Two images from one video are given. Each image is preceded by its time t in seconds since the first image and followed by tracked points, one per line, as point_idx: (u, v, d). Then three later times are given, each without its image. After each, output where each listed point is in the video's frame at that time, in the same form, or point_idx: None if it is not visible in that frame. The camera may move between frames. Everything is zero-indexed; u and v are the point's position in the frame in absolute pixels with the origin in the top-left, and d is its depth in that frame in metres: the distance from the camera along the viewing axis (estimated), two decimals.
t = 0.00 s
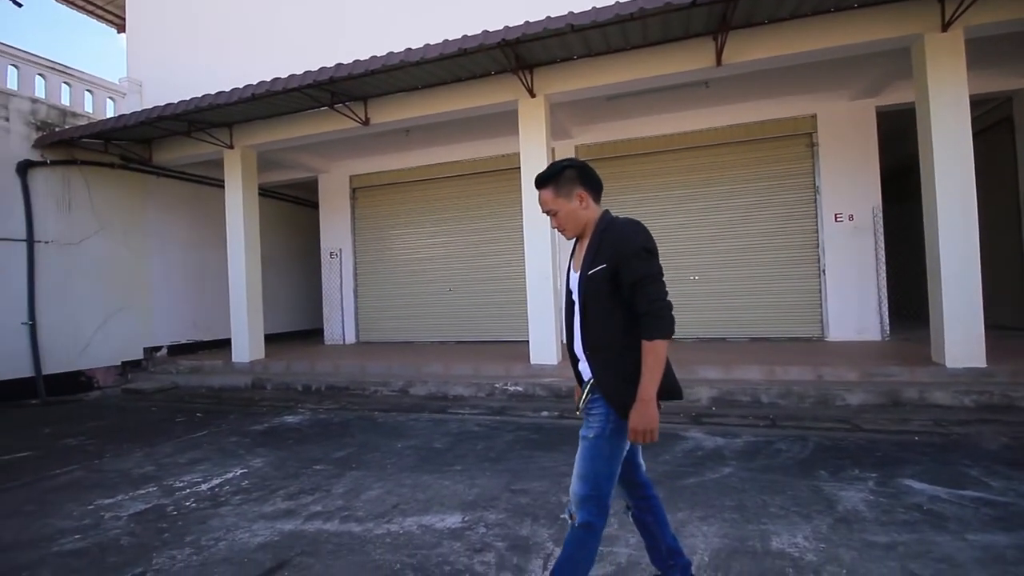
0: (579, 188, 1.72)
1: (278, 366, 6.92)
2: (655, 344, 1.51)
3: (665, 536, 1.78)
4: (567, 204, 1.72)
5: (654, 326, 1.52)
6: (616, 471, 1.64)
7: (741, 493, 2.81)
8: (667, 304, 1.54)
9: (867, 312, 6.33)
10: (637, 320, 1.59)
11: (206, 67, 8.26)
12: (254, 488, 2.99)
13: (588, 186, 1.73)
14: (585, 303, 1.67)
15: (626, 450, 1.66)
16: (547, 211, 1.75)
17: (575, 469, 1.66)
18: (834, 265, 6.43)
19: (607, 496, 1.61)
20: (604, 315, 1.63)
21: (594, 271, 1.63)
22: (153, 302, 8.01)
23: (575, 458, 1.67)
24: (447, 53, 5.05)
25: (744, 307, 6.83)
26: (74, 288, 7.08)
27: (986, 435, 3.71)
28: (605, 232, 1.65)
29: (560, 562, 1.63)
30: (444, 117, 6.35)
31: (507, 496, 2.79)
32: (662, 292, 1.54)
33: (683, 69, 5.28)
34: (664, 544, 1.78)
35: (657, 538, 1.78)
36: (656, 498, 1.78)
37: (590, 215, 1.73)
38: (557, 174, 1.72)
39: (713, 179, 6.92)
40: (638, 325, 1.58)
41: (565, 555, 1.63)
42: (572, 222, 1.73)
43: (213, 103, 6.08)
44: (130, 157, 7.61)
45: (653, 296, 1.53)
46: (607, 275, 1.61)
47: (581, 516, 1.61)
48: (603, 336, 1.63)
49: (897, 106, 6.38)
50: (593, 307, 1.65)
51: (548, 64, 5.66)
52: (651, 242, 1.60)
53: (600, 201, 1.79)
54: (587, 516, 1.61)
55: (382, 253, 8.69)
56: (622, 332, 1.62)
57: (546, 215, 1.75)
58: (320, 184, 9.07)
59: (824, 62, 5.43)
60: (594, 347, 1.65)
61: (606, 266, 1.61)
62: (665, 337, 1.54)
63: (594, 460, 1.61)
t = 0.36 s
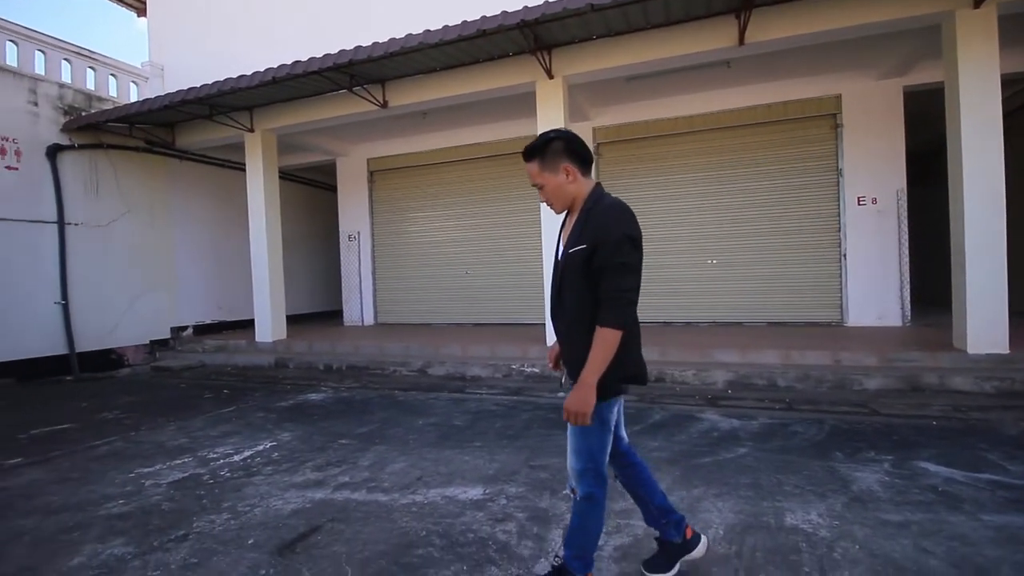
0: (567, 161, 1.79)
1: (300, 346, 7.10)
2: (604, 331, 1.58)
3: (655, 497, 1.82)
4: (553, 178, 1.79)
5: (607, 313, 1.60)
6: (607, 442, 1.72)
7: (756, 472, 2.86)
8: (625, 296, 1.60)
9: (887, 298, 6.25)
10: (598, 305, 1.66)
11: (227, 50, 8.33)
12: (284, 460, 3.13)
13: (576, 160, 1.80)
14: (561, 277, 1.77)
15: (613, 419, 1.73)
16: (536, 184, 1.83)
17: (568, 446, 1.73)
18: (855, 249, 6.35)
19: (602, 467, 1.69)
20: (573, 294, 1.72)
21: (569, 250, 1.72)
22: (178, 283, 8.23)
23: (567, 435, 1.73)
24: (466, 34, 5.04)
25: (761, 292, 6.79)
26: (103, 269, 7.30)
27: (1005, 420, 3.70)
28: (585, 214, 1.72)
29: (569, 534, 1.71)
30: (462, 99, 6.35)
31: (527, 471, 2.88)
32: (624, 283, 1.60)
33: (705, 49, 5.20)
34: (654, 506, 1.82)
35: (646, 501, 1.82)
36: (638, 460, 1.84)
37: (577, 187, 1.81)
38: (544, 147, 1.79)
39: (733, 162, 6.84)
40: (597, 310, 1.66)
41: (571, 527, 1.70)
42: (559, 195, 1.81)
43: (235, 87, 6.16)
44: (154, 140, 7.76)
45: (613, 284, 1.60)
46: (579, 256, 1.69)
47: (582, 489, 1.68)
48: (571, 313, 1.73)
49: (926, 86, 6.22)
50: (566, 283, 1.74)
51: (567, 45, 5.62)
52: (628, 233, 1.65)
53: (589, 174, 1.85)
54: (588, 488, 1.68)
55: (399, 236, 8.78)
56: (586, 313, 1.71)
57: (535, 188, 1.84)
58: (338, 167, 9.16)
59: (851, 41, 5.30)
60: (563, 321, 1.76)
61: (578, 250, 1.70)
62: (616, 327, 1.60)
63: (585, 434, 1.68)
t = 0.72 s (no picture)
0: (568, 159, 1.85)
1: (320, 338, 7.25)
2: (576, 326, 1.64)
3: (624, 482, 1.94)
4: (554, 177, 1.87)
5: (583, 310, 1.66)
6: (612, 436, 1.79)
7: (772, 474, 2.88)
8: (603, 295, 1.64)
9: (910, 305, 6.17)
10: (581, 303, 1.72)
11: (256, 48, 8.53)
12: (309, 448, 3.24)
13: (578, 159, 1.87)
14: (557, 272, 1.86)
15: (616, 412, 1.81)
16: (540, 182, 1.91)
17: (576, 443, 1.79)
18: (878, 255, 6.28)
19: (610, 460, 1.76)
20: (565, 291, 1.81)
21: (564, 248, 1.81)
22: (204, 274, 8.45)
23: (573, 433, 1.80)
24: (491, 35, 5.10)
25: (781, 296, 6.75)
26: (133, 259, 7.54)
27: None
28: (584, 215, 1.79)
29: (585, 526, 1.77)
30: (485, 98, 6.41)
31: (544, 466, 2.95)
32: (604, 283, 1.65)
33: (729, 50, 5.18)
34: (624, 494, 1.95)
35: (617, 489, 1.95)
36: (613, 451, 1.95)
37: (578, 186, 1.88)
38: (547, 146, 1.86)
39: (755, 165, 6.81)
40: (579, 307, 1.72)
41: (586, 520, 1.76)
42: (562, 194, 1.88)
43: (264, 84, 6.32)
44: (184, 135, 7.97)
45: (593, 283, 1.66)
46: (571, 255, 1.78)
47: (592, 483, 1.75)
48: (561, 309, 1.82)
49: (956, 90, 6.11)
50: (561, 281, 1.83)
51: (590, 45, 5.65)
52: (617, 236, 1.69)
53: (592, 172, 1.92)
54: (598, 482, 1.75)
55: (419, 232, 8.90)
56: (574, 310, 1.78)
57: (538, 186, 1.91)
58: (360, 163, 9.30)
59: (879, 43, 5.24)
60: (555, 315, 1.84)
61: (572, 249, 1.77)
62: (590, 325, 1.65)
63: (592, 430, 1.75)
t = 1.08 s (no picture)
0: (565, 168, 1.97)
1: (329, 338, 7.34)
2: (577, 332, 1.70)
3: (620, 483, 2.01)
4: (553, 185, 1.98)
5: (583, 316, 1.72)
6: (612, 437, 1.85)
7: (775, 479, 2.94)
8: (601, 301, 1.70)
9: (916, 316, 6.20)
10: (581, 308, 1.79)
11: (272, 51, 8.68)
12: (321, 444, 3.32)
13: (574, 168, 1.98)
14: (558, 278, 1.94)
15: (616, 413, 1.86)
16: (538, 190, 2.03)
17: (578, 445, 1.85)
18: (884, 266, 6.31)
19: (612, 460, 1.81)
20: (566, 297, 1.88)
21: (565, 255, 1.88)
22: (215, 273, 8.56)
23: (575, 435, 1.86)
24: (506, 43, 5.20)
25: (786, 305, 6.80)
26: (147, 256, 7.66)
27: None
28: (581, 223, 1.87)
29: (591, 524, 1.82)
30: (497, 103, 6.50)
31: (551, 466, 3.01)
32: (601, 289, 1.71)
33: (741, 61, 5.25)
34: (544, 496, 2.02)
35: (542, 489, 2.03)
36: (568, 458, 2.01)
37: (575, 193, 1.98)
38: (545, 156, 1.98)
39: (762, 174, 6.87)
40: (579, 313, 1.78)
41: (591, 517, 1.82)
42: (560, 201, 1.99)
43: (280, 87, 6.44)
44: (200, 135, 8.12)
45: (591, 289, 1.72)
46: (571, 261, 1.84)
47: (596, 483, 1.80)
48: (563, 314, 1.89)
49: (964, 103, 6.16)
50: (563, 287, 1.91)
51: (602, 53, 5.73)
52: (612, 242, 1.76)
53: (588, 180, 2.02)
54: (602, 482, 1.80)
55: (427, 235, 8.99)
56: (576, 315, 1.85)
57: (537, 194, 2.03)
58: (371, 166, 9.42)
59: (889, 57, 5.31)
60: (558, 320, 1.92)
61: (571, 255, 1.85)
62: (591, 330, 1.71)
63: (592, 431, 1.81)
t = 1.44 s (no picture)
0: (563, 173, 2.04)
1: (347, 336, 7.46)
2: (614, 327, 1.74)
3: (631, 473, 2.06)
4: (553, 189, 2.05)
5: (613, 312, 1.76)
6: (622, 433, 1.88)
7: (793, 478, 2.97)
8: (626, 293, 1.76)
9: (935, 317, 6.14)
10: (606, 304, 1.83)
11: (291, 54, 8.84)
12: (346, 439, 3.42)
13: (572, 173, 2.05)
14: (568, 281, 1.96)
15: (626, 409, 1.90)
16: (539, 196, 2.09)
17: (589, 442, 1.89)
18: (903, 266, 6.26)
19: (623, 456, 1.85)
20: (581, 299, 1.91)
21: (574, 259, 1.91)
22: (236, 272, 8.74)
23: (586, 432, 1.89)
24: (523, 45, 5.26)
25: (803, 305, 6.77)
26: (171, 255, 7.85)
27: None
28: (586, 221, 1.92)
29: (609, 518, 1.88)
30: (514, 104, 6.56)
31: (571, 462, 3.07)
32: (622, 282, 1.76)
33: (758, 62, 5.26)
34: (518, 487, 2.04)
35: (516, 481, 2.05)
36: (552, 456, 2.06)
37: (575, 198, 2.05)
38: (545, 163, 2.06)
39: (778, 174, 6.86)
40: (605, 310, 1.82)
41: (609, 512, 1.87)
42: (560, 205, 2.05)
43: (301, 91, 6.57)
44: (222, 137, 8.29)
45: (614, 285, 1.76)
46: (582, 262, 1.88)
47: (610, 478, 1.85)
48: (579, 318, 1.91)
49: (985, 102, 6.09)
50: (575, 291, 1.93)
51: (617, 54, 5.77)
52: (620, 235, 1.81)
53: (586, 185, 2.09)
54: (616, 477, 1.84)
55: (442, 235, 9.09)
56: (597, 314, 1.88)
57: (538, 200, 2.09)
58: (387, 166, 9.54)
59: (908, 56, 5.27)
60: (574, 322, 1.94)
61: (582, 254, 1.88)
62: (622, 323, 1.76)
63: (603, 428, 1.84)
